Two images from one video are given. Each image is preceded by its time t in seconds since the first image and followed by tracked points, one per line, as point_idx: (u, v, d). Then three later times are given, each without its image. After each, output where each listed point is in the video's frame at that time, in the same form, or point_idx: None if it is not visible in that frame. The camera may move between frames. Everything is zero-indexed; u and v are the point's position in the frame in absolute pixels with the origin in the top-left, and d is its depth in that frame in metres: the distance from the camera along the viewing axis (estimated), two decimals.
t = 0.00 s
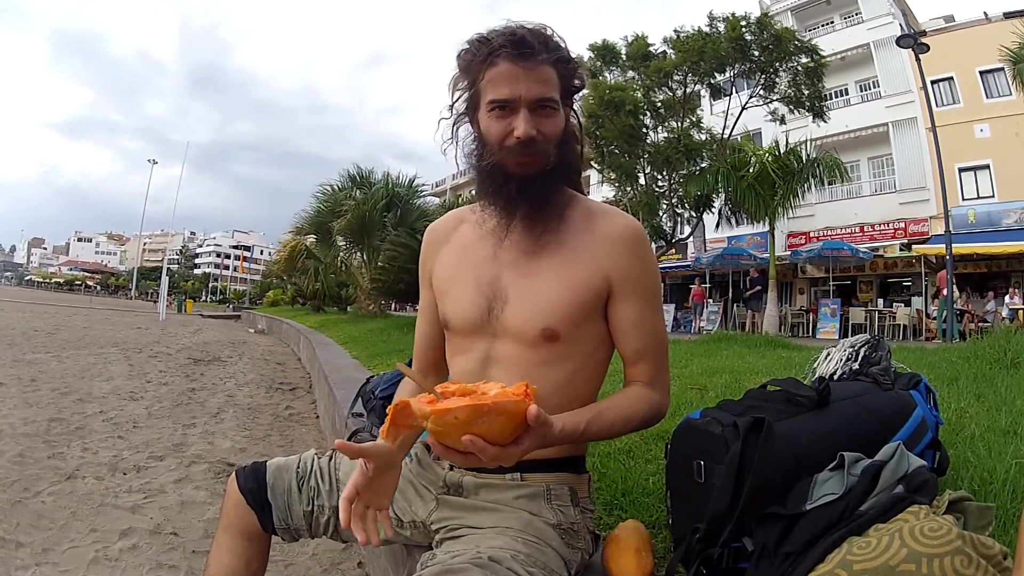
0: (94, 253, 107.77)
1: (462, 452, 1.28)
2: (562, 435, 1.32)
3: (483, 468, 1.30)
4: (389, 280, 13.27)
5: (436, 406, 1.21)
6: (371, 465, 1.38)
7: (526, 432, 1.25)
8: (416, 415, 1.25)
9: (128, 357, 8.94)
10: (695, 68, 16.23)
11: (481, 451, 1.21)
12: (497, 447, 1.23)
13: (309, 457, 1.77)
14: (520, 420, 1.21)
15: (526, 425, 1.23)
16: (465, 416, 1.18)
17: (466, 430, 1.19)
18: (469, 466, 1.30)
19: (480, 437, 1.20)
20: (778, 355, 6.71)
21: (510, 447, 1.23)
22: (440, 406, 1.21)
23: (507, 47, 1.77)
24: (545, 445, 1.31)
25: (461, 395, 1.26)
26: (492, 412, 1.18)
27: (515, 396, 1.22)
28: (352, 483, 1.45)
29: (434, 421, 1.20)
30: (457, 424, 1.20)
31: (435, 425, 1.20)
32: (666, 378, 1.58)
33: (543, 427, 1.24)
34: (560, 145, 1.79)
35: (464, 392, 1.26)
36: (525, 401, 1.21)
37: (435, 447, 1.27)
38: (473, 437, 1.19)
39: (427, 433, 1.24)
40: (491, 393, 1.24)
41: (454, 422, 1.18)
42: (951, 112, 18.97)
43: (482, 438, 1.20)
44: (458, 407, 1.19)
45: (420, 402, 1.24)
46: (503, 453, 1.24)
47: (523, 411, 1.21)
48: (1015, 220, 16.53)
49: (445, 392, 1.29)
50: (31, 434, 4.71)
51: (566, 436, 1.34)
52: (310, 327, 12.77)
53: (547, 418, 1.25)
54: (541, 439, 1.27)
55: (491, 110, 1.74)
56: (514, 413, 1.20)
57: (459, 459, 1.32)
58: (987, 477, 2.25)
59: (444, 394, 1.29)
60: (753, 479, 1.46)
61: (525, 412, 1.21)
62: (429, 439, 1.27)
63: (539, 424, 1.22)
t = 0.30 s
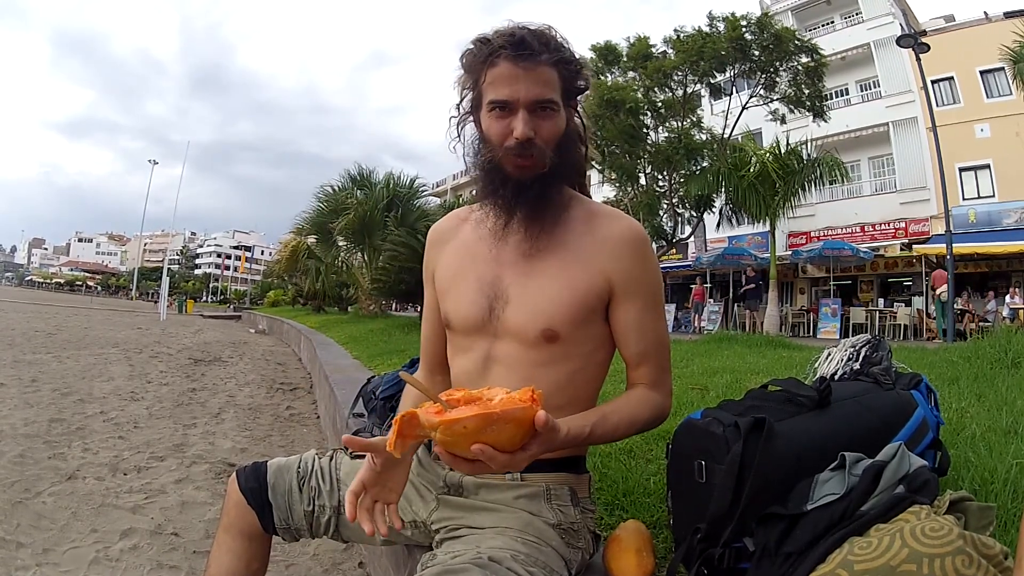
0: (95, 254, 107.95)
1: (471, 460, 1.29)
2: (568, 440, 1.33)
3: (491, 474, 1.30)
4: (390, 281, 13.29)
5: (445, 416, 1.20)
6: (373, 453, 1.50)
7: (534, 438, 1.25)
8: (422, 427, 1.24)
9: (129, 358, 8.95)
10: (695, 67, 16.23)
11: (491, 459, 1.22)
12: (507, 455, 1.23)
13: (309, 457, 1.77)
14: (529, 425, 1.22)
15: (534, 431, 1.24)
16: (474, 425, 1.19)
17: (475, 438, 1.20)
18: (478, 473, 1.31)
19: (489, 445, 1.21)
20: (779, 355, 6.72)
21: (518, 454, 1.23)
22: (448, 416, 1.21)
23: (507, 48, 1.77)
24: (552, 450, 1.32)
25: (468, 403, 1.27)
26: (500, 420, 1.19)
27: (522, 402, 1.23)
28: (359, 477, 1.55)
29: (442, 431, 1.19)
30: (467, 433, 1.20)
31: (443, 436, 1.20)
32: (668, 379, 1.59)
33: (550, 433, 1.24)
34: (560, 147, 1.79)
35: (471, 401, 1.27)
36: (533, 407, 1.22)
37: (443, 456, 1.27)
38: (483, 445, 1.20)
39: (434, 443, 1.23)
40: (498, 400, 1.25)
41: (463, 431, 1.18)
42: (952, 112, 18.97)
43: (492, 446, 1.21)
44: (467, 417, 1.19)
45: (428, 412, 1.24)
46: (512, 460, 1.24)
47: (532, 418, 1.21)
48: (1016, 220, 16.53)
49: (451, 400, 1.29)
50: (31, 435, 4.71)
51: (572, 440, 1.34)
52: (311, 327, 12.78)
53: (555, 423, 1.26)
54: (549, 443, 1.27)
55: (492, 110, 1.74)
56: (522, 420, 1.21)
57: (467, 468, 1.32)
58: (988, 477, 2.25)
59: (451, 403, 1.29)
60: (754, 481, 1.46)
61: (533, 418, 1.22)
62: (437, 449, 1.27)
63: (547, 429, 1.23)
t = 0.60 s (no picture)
0: (95, 254, 108.07)
1: (468, 456, 1.30)
2: (567, 436, 1.33)
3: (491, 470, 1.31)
4: (390, 280, 13.30)
5: (440, 411, 1.22)
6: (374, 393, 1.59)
7: (531, 434, 1.25)
8: (418, 421, 1.26)
9: (129, 358, 8.95)
10: (695, 67, 16.22)
11: (487, 454, 1.22)
12: (504, 450, 1.24)
13: (310, 457, 1.77)
14: (524, 421, 1.22)
15: (531, 427, 1.24)
16: (470, 419, 1.20)
17: (471, 433, 1.21)
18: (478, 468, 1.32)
19: (485, 440, 1.21)
20: (779, 355, 6.73)
21: (515, 449, 1.24)
22: (444, 411, 1.23)
23: (502, 52, 1.76)
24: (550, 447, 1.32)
25: (464, 399, 1.28)
26: (496, 415, 1.20)
27: (518, 398, 1.23)
28: (357, 420, 1.61)
29: (438, 426, 1.22)
30: (463, 429, 1.21)
31: (439, 430, 1.22)
32: (668, 377, 1.58)
33: (548, 429, 1.25)
34: (556, 147, 1.79)
35: (468, 397, 1.28)
36: (529, 403, 1.22)
37: (441, 451, 1.28)
38: (478, 441, 1.21)
39: (431, 437, 1.25)
40: (495, 395, 1.25)
41: (458, 426, 1.20)
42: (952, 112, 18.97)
43: (488, 441, 1.21)
44: (463, 412, 1.20)
45: (424, 408, 1.26)
46: (509, 456, 1.25)
47: (528, 413, 1.21)
48: (1016, 220, 16.53)
49: (448, 397, 1.31)
50: (31, 435, 4.71)
51: (570, 437, 1.34)
52: (312, 327, 12.78)
53: (553, 419, 1.25)
54: (547, 440, 1.27)
55: (488, 111, 1.74)
56: (518, 415, 1.21)
57: (466, 463, 1.33)
58: (988, 477, 2.25)
59: (447, 400, 1.30)
60: (754, 481, 1.46)
61: (529, 414, 1.22)
62: (436, 443, 1.28)
63: (544, 426, 1.23)
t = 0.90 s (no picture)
0: (97, 254, 108.24)
1: (465, 455, 1.30)
2: (563, 436, 1.33)
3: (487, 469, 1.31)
4: (391, 281, 13.32)
5: (436, 411, 1.23)
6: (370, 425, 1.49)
7: (527, 433, 1.25)
8: (416, 420, 1.27)
9: (131, 358, 8.97)
10: (696, 68, 16.22)
11: (483, 453, 1.22)
12: (499, 449, 1.24)
13: (311, 457, 1.78)
14: (521, 420, 1.22)
15: (527, 426, 1.24)
16: (465, 419, 1.20)
17: (467, 432, 1.21)
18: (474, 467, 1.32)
19: (481, 439, 1.21)
20: (781, 356, 6.74)
21: (511, 449, 1.24)
22: (441, 410, 1.23)
23: (498, 57, 1.76)
24: (547, 445, 1.32)
25: (462, 398, 1.28)
26: (492, 414, 1.20)
27: (515, 397, 1.23)
28: (353, 443, 1.56)
29: (434, 425, 1.22)
30: (459, 427, 1.21)
31: (435, 429, 1.22)
32: (667, 376, 1.59)
33: (544, 428, 1.25)
34: (554, 151, 1.79)
35: (465, 396, 1.28)
36: (525, 402, 1.22)
37: (438, 450, 1.29)
38: (474, 440, 1.21)
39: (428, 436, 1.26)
40: (492, 395, 1.25)
41: (454, 425, 1.20)
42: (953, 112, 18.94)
43: (484, 440, 1.21)
44: (459, 411, 1.21)
45: (420, 406, 1.26)
46: (505, 454, 1.25)
47: (524, 413, 1.21)
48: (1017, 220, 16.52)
49: (446, 396, 1.31)
50: (33, 435, 4.72)
51: (568, 436, 1.34)
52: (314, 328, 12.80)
53: (549, 419, 1.26)
54: (542, 439, 1.28)
55: (485, 116, 1.74)
56: (514, 414, 1.20)
57: (462, 462, 1.33)
58: (989, 477, 2.25)
59: (444, 399, 1.31)
60: (754, 481, 1.47)
61: (525, 413, 1.22)
62: (433, 442, 1.29)
63: (541, 424, 1.23)
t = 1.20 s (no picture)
0: (96, 254, 108.24)
1: (464, 455, 1.30)
2: (562, 436, 1.32)
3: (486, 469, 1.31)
4: (391, 281, 13.32)
5: (434, 409, 1.23)
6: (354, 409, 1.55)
7: (526, 432, 1.25)
8: (413, 419, 1.27)
9: (129, 358, 8.95)
10: (696, 68, 16.22)
11: (482, 452, 1.22)
12: (498, 448, 1.24)
13: (310, 457, 1.77)
14: (519, 419, 1.21)
15: (526, 425, 1.24)
16: (463, 417, 1.20)
17: (465, 431, 1.21)
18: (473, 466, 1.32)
19: (479, 438, 1.21)
20: (780, 356, 6.73)
21: (510, 447, 1.23)
22: (439, 408, 1.23)
23: (509, 57, 1.75)
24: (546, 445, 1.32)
25: (460, 397, 1.28)
26: (490, 412, 1.19)
27: (514, 396, 1.22)
28: (333, 428, 1.59)
29: (433, 424, 1.22)
30: (457, 426, 1.22)
31: (434, 428, 1.22)
32: (666, 376, 1.59)
33: (543, 427, 1.24)
34: (557, 152, 1.79)
35: (463, 395, 1.28)
36: (524, 400, 1.21)
37: (437, 449, 1.29)
38: (472, 438, 1.21)
39: (426, 435, 1.26)
40: (490, 394, 1.25)
41: (452, 423, 1.20)
42: (953, 113, 18.96)
43: (482, 439, 1.21)
44: (457, 409, 1.21)
45: (418, 405, 1.26)
46: (504, 454, 1.25)
47: (523, 411, 1.21)
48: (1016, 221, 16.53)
49: (444, 395, 1.31)
50: (31, 435, 4.71)
51: (566, 436, 1.34)
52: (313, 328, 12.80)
53: (548, 418, 1.25)
54: (542, 438, 1.27)
55: (491, 116, 1.73)
56: (513, 413, 1.20)
57: (462, 461, 1.33)
58: (989, 478, 2.25)
59: (443, 398, 1.30)
60: (754, 482, 1.47)
61: (524, 411, 1.21)
62: (431, 441, 1.28)
63: (539, 423, 1.23)
